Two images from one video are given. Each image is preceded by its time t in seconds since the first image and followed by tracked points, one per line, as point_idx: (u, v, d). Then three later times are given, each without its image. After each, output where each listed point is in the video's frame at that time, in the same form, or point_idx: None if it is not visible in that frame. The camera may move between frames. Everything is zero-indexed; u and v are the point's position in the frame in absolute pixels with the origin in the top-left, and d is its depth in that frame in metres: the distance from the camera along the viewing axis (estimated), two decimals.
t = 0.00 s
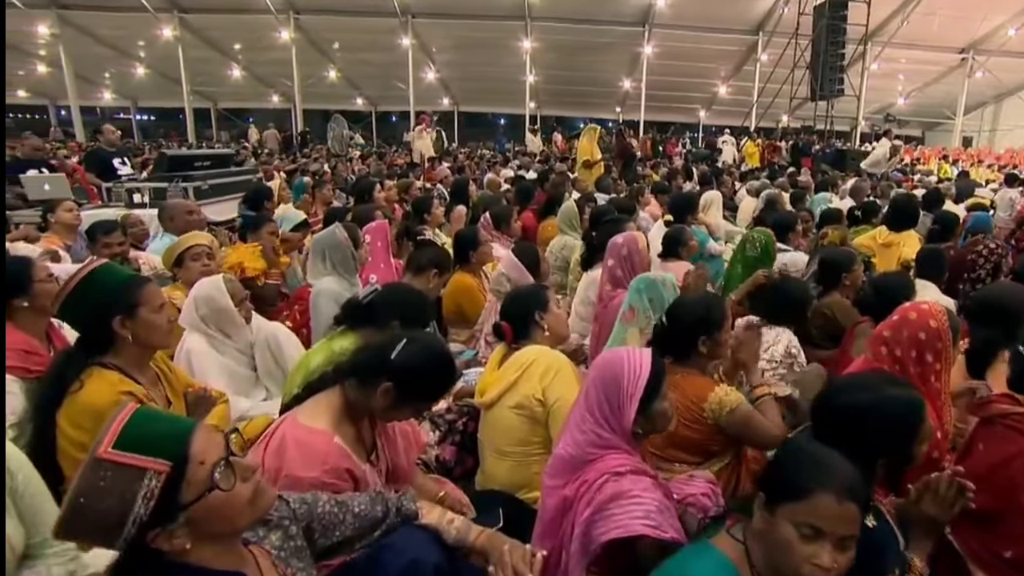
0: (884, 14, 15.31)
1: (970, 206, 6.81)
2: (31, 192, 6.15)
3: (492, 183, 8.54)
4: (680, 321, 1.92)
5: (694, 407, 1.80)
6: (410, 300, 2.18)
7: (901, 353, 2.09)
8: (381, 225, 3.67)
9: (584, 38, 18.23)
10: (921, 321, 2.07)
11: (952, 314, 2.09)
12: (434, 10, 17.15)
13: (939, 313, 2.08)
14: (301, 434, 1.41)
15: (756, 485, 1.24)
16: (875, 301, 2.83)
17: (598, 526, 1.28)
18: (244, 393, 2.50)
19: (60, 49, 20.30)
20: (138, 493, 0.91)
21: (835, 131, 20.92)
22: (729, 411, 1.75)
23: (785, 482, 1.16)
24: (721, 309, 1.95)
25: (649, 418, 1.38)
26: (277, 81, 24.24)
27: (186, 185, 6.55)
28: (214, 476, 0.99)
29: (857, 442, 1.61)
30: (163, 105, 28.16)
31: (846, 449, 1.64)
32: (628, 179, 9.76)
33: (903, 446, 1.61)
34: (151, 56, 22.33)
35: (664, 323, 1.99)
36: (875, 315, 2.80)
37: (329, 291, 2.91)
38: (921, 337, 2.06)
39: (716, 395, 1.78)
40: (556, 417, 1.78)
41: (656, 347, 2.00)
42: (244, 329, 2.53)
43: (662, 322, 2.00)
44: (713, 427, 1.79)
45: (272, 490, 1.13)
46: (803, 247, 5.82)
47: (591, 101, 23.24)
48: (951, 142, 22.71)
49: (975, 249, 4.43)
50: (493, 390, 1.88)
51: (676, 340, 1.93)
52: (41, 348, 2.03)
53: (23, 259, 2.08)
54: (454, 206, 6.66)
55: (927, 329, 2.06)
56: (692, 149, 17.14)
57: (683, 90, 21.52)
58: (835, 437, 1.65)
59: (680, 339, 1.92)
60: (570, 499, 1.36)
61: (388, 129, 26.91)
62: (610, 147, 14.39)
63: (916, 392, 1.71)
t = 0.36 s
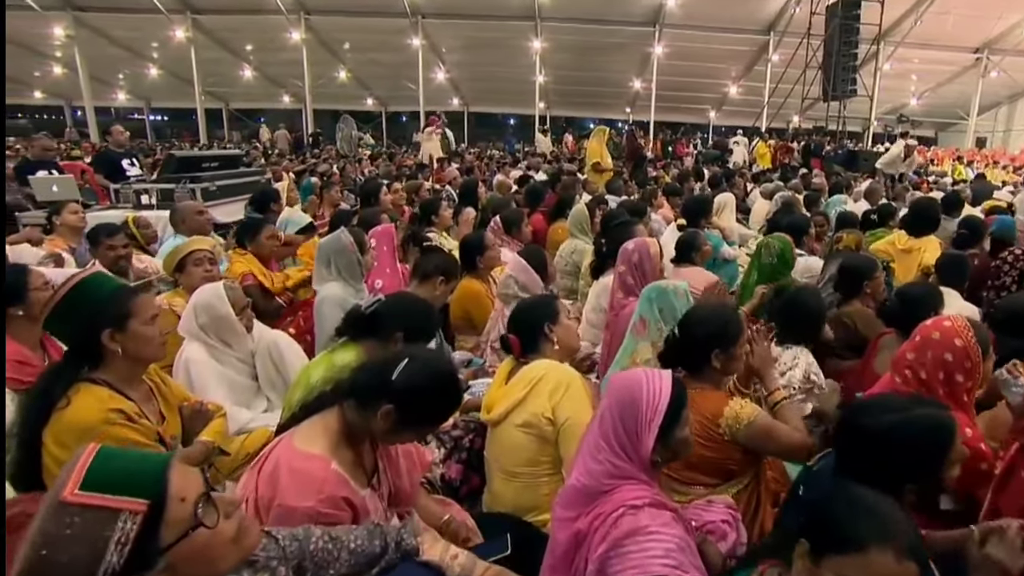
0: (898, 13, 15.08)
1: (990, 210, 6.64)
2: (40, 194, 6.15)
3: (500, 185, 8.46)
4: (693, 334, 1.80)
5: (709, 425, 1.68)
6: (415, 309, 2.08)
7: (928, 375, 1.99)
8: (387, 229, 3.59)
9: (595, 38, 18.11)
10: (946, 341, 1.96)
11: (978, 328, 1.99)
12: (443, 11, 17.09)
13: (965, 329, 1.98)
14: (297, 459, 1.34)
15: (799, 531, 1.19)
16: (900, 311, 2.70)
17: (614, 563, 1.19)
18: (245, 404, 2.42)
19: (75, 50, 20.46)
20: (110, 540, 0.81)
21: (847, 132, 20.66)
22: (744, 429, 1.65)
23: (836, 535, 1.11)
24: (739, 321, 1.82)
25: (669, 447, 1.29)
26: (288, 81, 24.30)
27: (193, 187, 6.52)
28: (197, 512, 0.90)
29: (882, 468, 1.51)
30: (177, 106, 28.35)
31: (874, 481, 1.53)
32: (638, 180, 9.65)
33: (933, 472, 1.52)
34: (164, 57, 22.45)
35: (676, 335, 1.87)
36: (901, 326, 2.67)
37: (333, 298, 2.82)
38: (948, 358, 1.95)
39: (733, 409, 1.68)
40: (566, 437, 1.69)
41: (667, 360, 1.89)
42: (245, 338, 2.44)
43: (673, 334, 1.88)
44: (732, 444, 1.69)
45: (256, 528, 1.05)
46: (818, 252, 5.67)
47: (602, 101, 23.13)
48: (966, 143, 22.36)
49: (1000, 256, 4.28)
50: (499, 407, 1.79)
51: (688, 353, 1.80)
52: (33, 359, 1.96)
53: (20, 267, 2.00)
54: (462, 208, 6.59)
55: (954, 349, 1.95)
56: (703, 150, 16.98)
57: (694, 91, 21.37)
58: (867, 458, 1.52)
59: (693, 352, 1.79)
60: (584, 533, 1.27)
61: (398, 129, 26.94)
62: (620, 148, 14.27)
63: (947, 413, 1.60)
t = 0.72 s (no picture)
0: (912, 11, 14.83)
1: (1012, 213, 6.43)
2: (47, 195, 6.12)
3: (509, 186, 8.34)
4: (716, 353, 1.69)
5: (727, 454, 1.54)
6: (420, 321, 1.97)
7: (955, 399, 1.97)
8: (391, 232, 3.49)
9: (606, 38, 17.95)
10: (971, 362, 1.94)
11: (1001, 341, 1.96)
12: (452, 11, 17.01)
13: (987, 347, 1.95)
14: (283, 492, 1.24)
15: None
16: (932, 322, 2.54)
17: None
18: (242, 416, 2.33)
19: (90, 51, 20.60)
20: None
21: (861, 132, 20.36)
22: (766, 466, 1.50)
23: None
24: (765, 338, 1.71)
25: (692, 482, 1.17)
26: (299, 81, 24.34)
27: (200, 188, 6.46)
28: (152, 566, 0.98)
29: (906, 484, 1.31)
30: (190, 106, 28.51)
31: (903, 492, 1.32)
32: (649, 181, 9.50)
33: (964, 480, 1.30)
34: (178, 57, 22.56)
35: (697, 357, 1.75)
36: (930, 338, 2.54)
37: (334, 305, 2.73)
38: (974, 381, 1.92)
39: (759, 443, 1.53)
40: (576, 462, 1.58)
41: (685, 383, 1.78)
42: (242, 348, 2.34)
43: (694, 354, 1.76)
44: (743, 483, 1.54)
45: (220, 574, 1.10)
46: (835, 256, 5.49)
47: (614, 102, 22.98)
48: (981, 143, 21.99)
49: None
50: (504, 428, 1.67)
51: (712, 377, 1.67)
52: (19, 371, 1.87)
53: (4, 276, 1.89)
54: (470, 210, 6.47)
55: (980, 370, 1.92)
56: (715, 150, 16.78)
57: (705, 91, 21.15)
58: (891, 465, 1.33)
59: (721, 373, 1.66)
60: None
61: (408, 129, 26.89)
62: (630, 148, 14.12)
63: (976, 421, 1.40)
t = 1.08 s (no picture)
0: (925, 11, 14.59)
1: None
2: (51, 195, 6.09)
3: (517, 187, 8.22)
4: (745, 375, 1.57)
5: (752, 491, 1.46)
6: (418, 331, 1.84)
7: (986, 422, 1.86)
8: (396, 235, 3.39)
9: (616, 38, 17.79)
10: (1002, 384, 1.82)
11: None
12: (460, 11, 16.90)
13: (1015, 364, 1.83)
14: (266, 526, 1.12)
15: None
16: (962, 335, 2.37)
17: None
18: (236, 429, 2.23)
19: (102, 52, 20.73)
20: None
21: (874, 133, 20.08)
22: (795, 504, 1.41)
23: None
24: (794, 358, 1.60)
25: (715, 520, 1.08)
26: (309, 81, 24.34)
27: (204, 187, 6.39)
28: None
29: (956, 531, 1.14)
30: (201, 107, 28.62)
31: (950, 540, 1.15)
32: (660, 182, 9.34)
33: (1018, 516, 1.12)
34: (189, 58, 22.63)
35: (724, 380, 1.62)
36: (960, 351, 2.38)
37: (334, 312, 2.63)
38: (1005, 405, 1.82)
39: (785, 480, 1.43)
40: (585, 488, 1.47)
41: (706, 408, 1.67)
42: (236, 357, 2.25)
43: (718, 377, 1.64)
44: (772, 520, 1.46)
45: None
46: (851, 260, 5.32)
47: (621, 102, 22.79)
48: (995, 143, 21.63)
49: None
50: (507, 449, 1.56)
51: (740, 399, 1.55)
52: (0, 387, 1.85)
53: None
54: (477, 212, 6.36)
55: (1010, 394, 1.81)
56: (725, 151, 16.59)
57: (715, 91, 20.93)
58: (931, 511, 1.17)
59: (752, 398, 1.54)
60: None
61: (417, 129, 26.82)
62: (640, 149, 13.96)
63: None
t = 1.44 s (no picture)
0: (937, 10, 14.35)
1: None
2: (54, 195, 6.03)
3: (524, 188, 8.09)
4: (780, 399, 1.51)
5: (782, 531, 1.41)
6: (415, 342, 1.74)
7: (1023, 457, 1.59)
8: (398, 238, 3.28)
9: (625, 38, 17.63)
10: None
11: None
12: (468, 11, 16.81)
13: None
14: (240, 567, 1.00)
15: None
16: (997, 349, 2.17)
17: None
18: (228, 443, 2.14)
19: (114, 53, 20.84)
20: None
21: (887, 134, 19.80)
22: (828, 542, 1.35)
23: None
24: (823, 383, 1.53)
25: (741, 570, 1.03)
26: (318, 82, 24.33)
27: (207, 187, 6.32)
28: None
29: None
30: (212, 107, 28.69)
31: None
32: (670, 183, 9.19)
33: None
34: (199, 58, 22.67)
35: (759, 406, 1.54)
36: (996, 367, 2.17)
37: (330, 320, 2.53)
38: None
39: (817, 517, 1.37)
40: (593, 520, 1.35)
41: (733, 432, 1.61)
42: (227, 367, 2.14)
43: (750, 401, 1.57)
44: (802, 558, 1.40)
45: None
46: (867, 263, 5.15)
47: (629, 101, 22.58)
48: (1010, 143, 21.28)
49: None
50: (509, 474, 1.45)
51: (770, 428, 1.49)
52: None
53: None
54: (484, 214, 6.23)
55: None
56: (735, 151, 16.38)
57: (725, 91, 20.71)
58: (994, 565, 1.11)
59: (794, 424, 1.48)
60: None
61: (426, 129, 26.75)
62: (649, 149, 13.80)
63: None
